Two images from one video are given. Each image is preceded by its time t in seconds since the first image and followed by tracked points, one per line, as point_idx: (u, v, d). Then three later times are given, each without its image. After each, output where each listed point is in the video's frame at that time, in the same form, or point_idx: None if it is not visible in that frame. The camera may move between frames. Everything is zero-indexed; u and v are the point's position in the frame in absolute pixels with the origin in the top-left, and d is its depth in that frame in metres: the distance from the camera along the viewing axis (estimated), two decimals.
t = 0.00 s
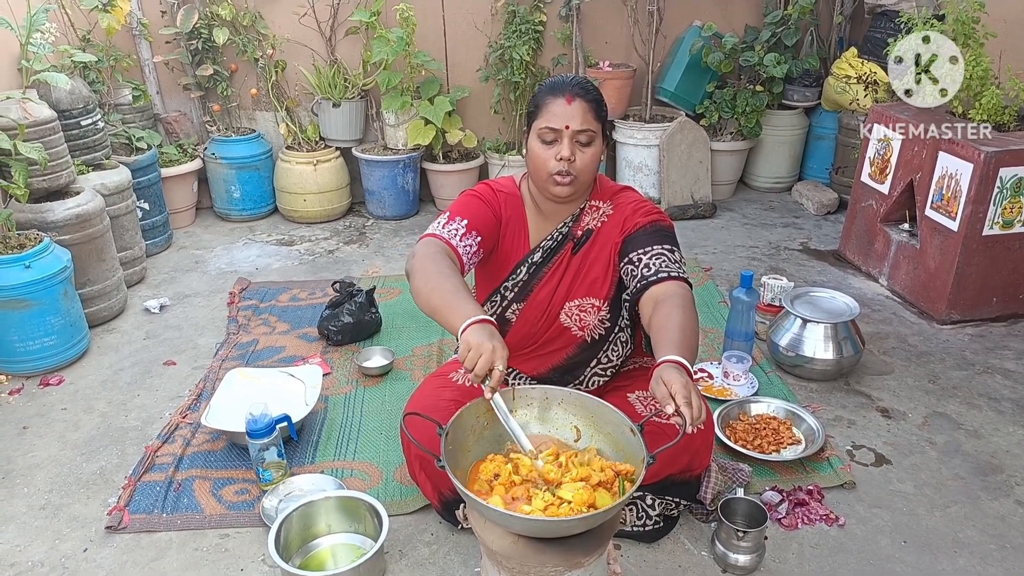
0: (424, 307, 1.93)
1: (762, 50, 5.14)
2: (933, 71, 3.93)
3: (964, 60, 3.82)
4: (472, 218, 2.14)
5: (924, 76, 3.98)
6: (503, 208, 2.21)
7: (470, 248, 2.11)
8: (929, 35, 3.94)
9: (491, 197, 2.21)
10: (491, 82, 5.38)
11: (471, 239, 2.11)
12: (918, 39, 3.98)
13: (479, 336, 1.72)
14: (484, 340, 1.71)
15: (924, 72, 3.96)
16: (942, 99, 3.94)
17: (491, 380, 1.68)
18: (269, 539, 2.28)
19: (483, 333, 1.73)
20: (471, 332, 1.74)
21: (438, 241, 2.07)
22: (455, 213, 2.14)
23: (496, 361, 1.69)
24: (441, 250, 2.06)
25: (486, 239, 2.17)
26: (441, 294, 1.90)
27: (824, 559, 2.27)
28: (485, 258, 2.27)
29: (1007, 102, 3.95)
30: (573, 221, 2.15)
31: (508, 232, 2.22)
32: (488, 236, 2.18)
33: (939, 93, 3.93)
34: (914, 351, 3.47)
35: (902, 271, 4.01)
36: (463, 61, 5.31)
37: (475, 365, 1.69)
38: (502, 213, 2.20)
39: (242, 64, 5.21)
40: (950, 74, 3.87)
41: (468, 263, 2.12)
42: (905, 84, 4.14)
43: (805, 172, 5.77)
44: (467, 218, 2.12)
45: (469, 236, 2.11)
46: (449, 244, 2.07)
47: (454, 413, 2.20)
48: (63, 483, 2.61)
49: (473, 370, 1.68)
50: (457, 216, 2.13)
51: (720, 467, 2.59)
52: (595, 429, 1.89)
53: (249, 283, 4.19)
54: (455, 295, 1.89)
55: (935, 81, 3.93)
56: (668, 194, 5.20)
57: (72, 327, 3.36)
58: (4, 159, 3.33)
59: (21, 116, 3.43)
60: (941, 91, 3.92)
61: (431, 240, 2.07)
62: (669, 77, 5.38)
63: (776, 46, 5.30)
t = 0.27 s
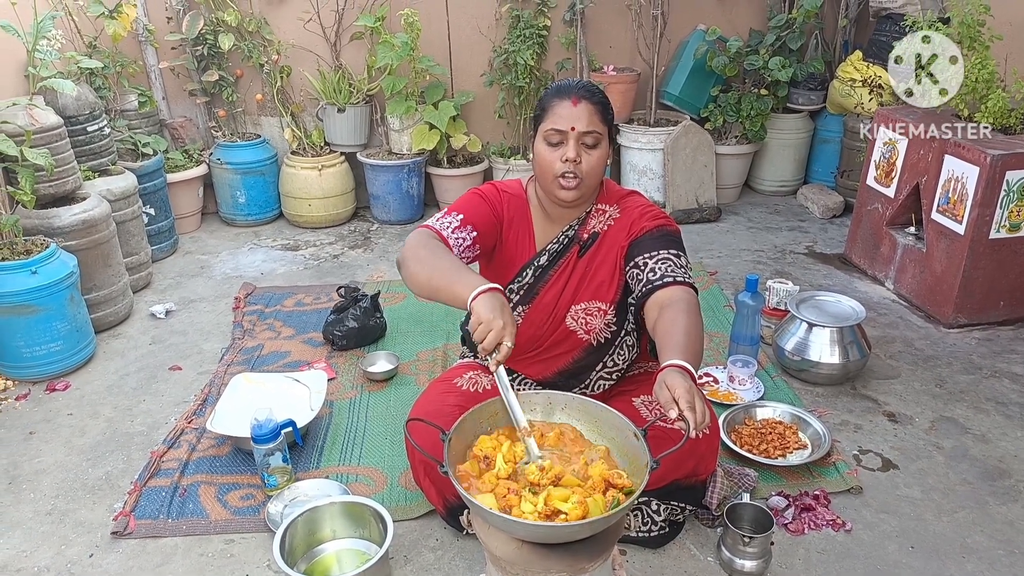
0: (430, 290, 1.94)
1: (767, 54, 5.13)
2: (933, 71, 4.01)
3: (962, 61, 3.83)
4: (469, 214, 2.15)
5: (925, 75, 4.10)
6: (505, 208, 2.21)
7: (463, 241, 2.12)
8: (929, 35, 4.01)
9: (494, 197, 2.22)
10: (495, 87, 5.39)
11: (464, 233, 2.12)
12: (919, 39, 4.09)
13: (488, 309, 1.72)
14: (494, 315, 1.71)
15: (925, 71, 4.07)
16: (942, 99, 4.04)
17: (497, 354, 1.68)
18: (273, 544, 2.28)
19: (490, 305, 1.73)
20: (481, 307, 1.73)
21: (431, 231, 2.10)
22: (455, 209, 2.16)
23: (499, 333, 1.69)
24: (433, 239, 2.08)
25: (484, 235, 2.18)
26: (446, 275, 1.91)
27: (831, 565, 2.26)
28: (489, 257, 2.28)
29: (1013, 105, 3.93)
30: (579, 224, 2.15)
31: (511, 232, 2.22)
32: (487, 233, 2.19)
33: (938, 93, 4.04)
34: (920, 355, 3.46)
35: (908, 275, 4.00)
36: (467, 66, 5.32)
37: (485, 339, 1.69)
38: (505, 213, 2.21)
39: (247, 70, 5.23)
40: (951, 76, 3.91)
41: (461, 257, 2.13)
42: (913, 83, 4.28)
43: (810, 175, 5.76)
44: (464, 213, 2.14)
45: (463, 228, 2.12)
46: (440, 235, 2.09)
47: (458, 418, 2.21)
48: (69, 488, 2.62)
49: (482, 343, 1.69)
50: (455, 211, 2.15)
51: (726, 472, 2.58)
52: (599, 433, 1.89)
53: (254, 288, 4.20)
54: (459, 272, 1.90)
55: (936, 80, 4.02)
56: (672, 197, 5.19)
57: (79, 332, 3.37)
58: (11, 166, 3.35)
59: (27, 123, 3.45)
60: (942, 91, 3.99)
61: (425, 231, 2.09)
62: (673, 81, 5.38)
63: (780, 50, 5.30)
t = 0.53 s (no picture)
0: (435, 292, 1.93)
1: (769, 50, 5.13)
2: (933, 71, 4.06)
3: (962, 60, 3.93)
4: (478, 211, 2.14)
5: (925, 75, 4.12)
6: (510, 204, 2.21)
7: (472, 239, 2.11)
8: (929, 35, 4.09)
9: (499, 193, 2.22)
10: (496, 83, 5.38)
11: (473, 231, 2.11)
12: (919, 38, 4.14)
13: (491, 317, 1.72)
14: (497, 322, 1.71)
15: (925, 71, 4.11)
16: (942, 98, 4.03)
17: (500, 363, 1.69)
18: (274, 539, 2.29)
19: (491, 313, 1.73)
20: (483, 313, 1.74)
21: (440, 230, 2.08)
22: (461, 205, 2.15)
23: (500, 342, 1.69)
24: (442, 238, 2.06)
25: (491, 232, 2.17)
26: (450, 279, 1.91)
27: (831, 560, 2.26)
28: (492, 252, 2.28)
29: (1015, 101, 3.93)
30: (581, 220, 2.15)
31: (515, 227, 2.22)
32: (493, 229, 2.18)
33: (938, 92, 4.04)
34: (921, 351, 3.46)
35: (909, 271, 3.99)
36: (469, 63, 5.32)
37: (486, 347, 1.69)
38: (510, 210, 2.21)
39: (248, 67, 5.24)
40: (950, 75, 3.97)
41: (469, 255, 2.12)
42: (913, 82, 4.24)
43: (812, 172, 5.75)
44: (472, 210, 2.13)
45: (472, 227, 2.11)
46: (450, 234, 2.08)
47: (459, 413, 2.21)
48: (71, 483, 2.63)
49: (484, 352, 1.69)
50: (461, 208, 2.14)
51: (726, 468, 2.58)
52: (600, 429, 1.89)
53: (256, 284, 4.21)
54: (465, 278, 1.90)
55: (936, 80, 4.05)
56: (674, 194, 5.19)
57: (81, 329, 3.38)
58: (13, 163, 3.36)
59: (29, 120, 3.46)
60: (941, 91, 4.01)
61: (433, 229, 2.07)
62: (675, 78, 5.36)
63: (782, 46, 5.30)
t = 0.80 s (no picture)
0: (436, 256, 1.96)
1: (764, 46, 5.12)
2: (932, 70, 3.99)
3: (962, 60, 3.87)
4: (471, 197, 2.18)
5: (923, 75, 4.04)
6: (504, 196, 2.23)
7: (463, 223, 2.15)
8: (929, 35, 3.98)
9: (495, 185, 2.24)
10: (492, 79, 5.38)
11: (465, 215, 2.16)
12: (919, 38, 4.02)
13: (493, 245, 1.73)
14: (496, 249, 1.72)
15: (924, 70, 4.01)
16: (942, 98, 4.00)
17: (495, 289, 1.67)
18: (271, 533, 2.29)
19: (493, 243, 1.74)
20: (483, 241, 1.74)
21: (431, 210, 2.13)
22: (456, 192, 2.20)
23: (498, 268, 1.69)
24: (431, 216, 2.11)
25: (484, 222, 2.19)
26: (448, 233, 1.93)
27: (824, 553, 2.28)
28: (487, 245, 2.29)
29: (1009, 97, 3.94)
30: (576, 216, 2.15)
31: (511, 221, 2.23)
32: (486, 220, 2.21)
33: (938, 92, 3.99)
34: (916, 346, 3.47)
35: (904, 267, 4.01)
36: (464, 58, 5.31)
37: (485, 271, 1.69)
38: (504, 201, 2.23)
39: (244, 62, 5.23)
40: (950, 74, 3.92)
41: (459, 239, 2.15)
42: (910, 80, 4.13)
43: (807, 168, 5.76)
44: (465, 197, 2.18)
45: (464, 211, 2.16)
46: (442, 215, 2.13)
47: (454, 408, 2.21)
48: (67, 478, 2.63)
49: (482, 276, 1.68)
50: (455, 194, 2.19)
51: (720, 462, 2.59)
52: (594, 424, 1.90)
53: (252, 280, 4.21)
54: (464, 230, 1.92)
55: (935, 80, 3.99)
56: (670, 190, 5.20)
57: (76, 324, 3.37)
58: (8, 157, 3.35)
59: (24, 115, 3.45)
60: (941, 90, 3.98)
61: (424, 210, 2.12)
62: (671, 73, 5.37)
63: (778, 42, 5.31)
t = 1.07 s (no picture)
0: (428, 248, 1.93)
1: (757, 44, 5.14)
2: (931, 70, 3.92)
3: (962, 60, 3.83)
4: (462, 194, 2.15)
5: (922, 74, 3.95)
6: (498, 197, 2.20)
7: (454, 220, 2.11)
8: (930, 35, 3.90)
9: (488, 185, 2.21)
10: (485, 78, 5.38)
11: (456, 210, 2.12)
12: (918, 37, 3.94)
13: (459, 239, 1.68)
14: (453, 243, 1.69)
15: (924, 71, 3.93)
16: (941, 97, 3.94)
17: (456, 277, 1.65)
18: (266, 534, 2.29)
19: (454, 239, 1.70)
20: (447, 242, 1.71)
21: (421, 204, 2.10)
22: (448, 189, 2.16)
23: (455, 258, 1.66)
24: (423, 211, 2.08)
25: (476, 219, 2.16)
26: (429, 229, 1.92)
27: (819, 548, 2.29)
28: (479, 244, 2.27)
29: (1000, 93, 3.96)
30: (569, 219, 2.16)
31: (503, 220, 2.21)
32: (478, 219, 2.17)
33: (938, 91, 3.93)
34: (908, 341, 3.49)
35: (896, 263, 4.03)
36: (457, 57, 5.31)
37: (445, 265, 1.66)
38: (497, 200, 2.20)
39: (236, 63, 5.22)
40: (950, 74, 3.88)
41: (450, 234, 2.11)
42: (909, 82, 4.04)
43: (800, 165, 5.78)
44: (457, 193, 2.14)
45: (455, 206, 2.11)
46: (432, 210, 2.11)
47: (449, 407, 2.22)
48: (61, 481, 2.62)
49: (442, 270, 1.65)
50: (447, 190, 2.15)
51: (715, 459, 2.60)
52: (589, 421, 1.90)
53: (245, 281, 4.20)
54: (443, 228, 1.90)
55: (934, 80, 3.92)
56: (663, 188, 5.21)
57: (69, 326, 3.36)
58: None
59: (15, 116, 3.43)
60: (941, 91, 3.93)
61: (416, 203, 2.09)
62: (664, 71, 5.38)
63: (770, 40, 5.32)
